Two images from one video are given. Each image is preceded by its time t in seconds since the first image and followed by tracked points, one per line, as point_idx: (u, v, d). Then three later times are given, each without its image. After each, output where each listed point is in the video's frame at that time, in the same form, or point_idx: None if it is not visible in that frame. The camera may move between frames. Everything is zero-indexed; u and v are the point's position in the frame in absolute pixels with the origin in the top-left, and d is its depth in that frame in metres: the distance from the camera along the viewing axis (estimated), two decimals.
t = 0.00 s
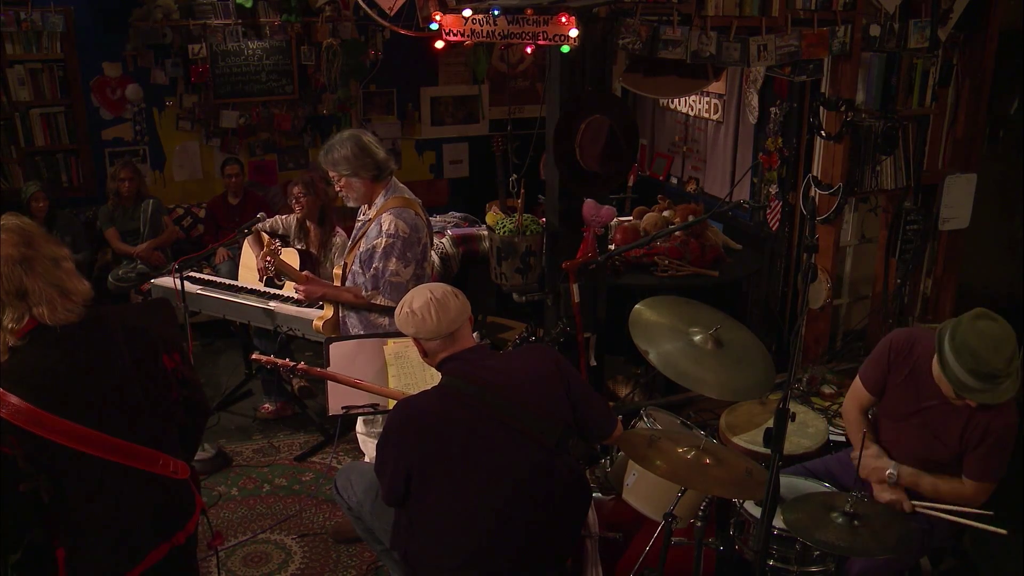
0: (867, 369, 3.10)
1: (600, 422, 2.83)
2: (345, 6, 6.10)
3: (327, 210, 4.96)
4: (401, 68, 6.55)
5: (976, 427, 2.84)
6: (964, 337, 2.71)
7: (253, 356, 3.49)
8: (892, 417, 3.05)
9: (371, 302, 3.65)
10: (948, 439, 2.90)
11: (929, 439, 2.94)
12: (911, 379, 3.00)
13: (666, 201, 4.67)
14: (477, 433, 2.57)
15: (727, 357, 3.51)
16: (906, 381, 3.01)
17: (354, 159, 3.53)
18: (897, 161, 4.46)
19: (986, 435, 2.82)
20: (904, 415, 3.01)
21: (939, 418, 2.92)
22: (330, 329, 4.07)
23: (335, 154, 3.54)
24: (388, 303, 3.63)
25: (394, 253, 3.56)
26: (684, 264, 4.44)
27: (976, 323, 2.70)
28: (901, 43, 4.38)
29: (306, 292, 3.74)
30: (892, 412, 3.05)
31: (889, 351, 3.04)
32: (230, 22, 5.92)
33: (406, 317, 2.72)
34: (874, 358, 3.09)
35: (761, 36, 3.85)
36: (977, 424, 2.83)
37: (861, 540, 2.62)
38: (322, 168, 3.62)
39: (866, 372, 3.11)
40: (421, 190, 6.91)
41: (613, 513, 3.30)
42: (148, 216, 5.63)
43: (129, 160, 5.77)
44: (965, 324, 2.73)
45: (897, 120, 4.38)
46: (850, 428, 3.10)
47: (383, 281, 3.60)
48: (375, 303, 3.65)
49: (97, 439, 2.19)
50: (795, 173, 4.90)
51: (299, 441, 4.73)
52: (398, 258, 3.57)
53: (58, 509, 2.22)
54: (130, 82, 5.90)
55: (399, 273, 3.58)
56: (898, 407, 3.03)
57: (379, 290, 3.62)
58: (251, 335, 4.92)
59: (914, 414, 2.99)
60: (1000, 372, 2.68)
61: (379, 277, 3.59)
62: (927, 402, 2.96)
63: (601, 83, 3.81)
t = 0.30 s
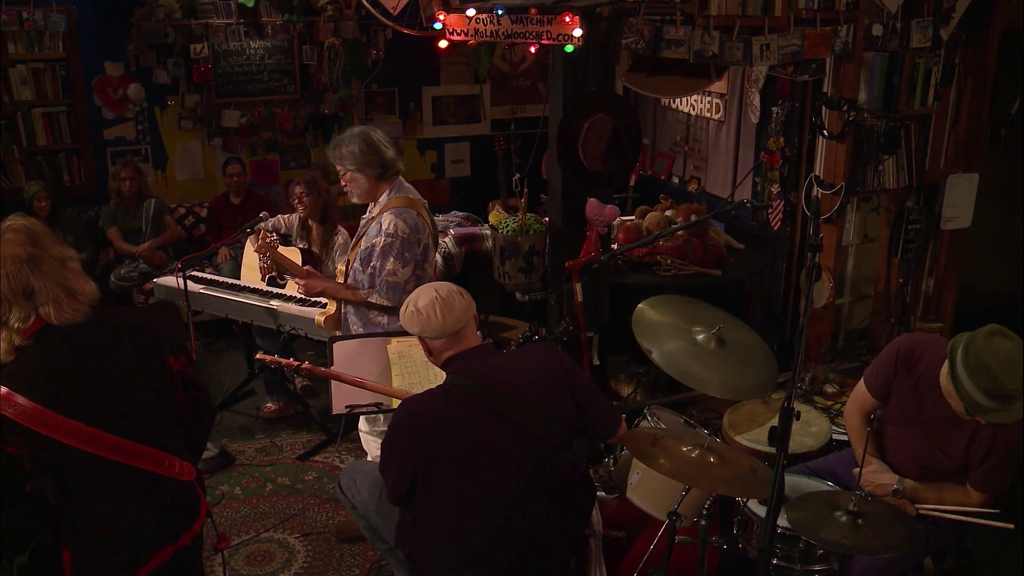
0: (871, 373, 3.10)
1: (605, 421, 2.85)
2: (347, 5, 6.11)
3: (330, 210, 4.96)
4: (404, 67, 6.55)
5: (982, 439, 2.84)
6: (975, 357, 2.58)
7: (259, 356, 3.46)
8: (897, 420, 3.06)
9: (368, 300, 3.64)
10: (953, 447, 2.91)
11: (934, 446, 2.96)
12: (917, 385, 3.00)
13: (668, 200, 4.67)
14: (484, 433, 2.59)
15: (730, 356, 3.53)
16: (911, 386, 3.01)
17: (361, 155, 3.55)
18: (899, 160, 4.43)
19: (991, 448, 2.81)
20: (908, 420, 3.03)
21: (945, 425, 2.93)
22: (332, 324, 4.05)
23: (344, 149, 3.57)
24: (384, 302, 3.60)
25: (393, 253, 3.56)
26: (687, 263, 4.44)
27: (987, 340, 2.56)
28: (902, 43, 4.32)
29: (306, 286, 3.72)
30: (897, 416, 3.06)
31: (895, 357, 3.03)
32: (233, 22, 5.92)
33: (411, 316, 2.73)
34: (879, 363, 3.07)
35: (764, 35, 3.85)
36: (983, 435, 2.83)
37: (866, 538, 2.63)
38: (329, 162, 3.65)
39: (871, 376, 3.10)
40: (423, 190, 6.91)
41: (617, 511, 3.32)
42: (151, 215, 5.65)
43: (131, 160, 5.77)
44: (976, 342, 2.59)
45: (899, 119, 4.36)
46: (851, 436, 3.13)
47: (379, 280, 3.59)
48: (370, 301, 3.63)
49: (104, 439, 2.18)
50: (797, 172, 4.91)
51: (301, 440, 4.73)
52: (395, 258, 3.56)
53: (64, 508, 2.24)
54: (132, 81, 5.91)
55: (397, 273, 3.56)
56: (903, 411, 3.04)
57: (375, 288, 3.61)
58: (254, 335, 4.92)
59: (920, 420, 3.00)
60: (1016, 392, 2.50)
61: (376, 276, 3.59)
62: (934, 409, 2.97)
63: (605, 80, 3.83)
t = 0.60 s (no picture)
0: (878, 373, 3.11)
1: (615, 420, 2.86)
2: (351, 5, 6.12)
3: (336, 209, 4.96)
4: (408, 67, 6.56)
5: (989, 441, 2.87)
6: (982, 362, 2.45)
7: (270, 355, 3.50)
8: (903, 422, 3.07)
9: (369, 298, 3.63)
10: (961, 449, 2.93)
11: (941, 447, 2.97)
12: (925, 386, 3.01)
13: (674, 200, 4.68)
14: (495, 430, 2.60)
15: (737, 354, 3.55)
16: (918, 387, 3.02)
17: (370, 153, 3.57)
18: (905, 161, 4.47)
19: (999, 450, 2.82)
20: (915, 422, 3.04)
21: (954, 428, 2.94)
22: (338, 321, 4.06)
23: (353, 147, 3.58)
24: (384, 301, 3.59)
25: (393, 252, 3.54)
26: (692, 262, 4.46)
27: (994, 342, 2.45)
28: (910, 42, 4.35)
29: (310, 280, 3.72)
30: (904, 417, 3.07)
31: (903, 357, 3.04)
32: (237, 21, 5.92)
33: (422, 314, 2.74)
34: (887, 364, 3.08)
35: (770, 35, 3.86)
36: (991, 437, 2.86)
37: (876, 535, 2.64)
38: (339, 158, 3.67)
39: (877, 377, 3.11)
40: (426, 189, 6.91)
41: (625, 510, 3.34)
42: (155, 215, 5.65)
43: (135, 159, 5.77)
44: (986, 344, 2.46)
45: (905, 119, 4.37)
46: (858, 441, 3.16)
47: (380, 278, 3.57)
48: (371, 299, 3.62)
49: (121, 437, 2.21)
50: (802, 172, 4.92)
51: (307, 438, 4.74)
52: (397, 257, 3.55)
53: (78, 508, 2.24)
54: (137, 80, 5.93)
55: (397, 272, 3.55)
56: (911, 413, 3.05)
57: (375, 287, 3.60)
58: (260, 334, 4.93)
59: (926, 421, 3.01)
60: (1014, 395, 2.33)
61: (377, 275, 3.58)
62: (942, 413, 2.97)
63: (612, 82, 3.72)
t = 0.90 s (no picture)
0: (886, 368, 3.15)
1: (626, 417, 2.88)
2: (356, 5, 6.14)
3: (342, 209, 4.96)
4: (412, 66, 6.56)
5: (996, 431, 2.87)
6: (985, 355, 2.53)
7: (281, 353, 3.51)
8: (912, 416, 3.09)
9: (375, 296, 3.63)
10: (968, 441, 2.93)
11: (949, 440, 2.98)
12: (931, 379, 3.03)
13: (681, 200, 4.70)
14: (507, 428, 2.62)
15: (746, 353, 3.57)
16: (925, 380, 3.05)
17: (381, 153, 3.59)
18: (910, 160, 4.47)
19: (1007, 438, 2.83)
20: (922, 415, 3.06)
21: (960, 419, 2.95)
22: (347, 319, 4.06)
23: (365, 146, 3.60)
24: (392, 299, 3.59)
25: (401, 251, 3.55)
26: (699, 261, 4.47)
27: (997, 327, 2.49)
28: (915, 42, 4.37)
29: (319, 277, 3.79)
30: (912, 411, 3.09)
31: (908, 351, 3.08)
32: (242, 21, 5.93)
33: (435, 312, 2.76)
34: (895, 358, 3.12)
35: (777, 35, 3.88)
36: (997, 427, 2.86)
37: (885, 532, 2.66)
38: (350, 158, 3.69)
39: (886, 372, 3.16)
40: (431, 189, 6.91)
41: (635, 507, 3.35)
42: (160, 214, 5.66)
43: (140, 159, 5.79)
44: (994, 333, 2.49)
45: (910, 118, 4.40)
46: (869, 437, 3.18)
47: (388, 277, 3.58)
48: (379, 297, 3.62)
49: (141, 433, 2.31)
50: (805, 171, 4.95)
51: (314, 437, 4.75)
52: (405, 255, 3.55)
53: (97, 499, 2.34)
54: (141, 80, 5.92)
55: (404, 271, 3.55)
56: (918, 406, 3.07)
57: (382, 284, 3.60)
58: (265, 333, 4.94)
59: (933, 414, 3.02)
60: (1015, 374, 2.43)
61: (384, 273, 3.58)
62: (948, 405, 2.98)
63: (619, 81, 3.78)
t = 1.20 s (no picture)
0: (892, 357, 3.15)
1: (637, 414, 2.89)
2: (360, 4, 6.16)
3: (348, 208, 4.96)
4: (416, 65, 6.56)
5: (1001, 409, 2.88)
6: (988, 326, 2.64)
7: (289, 351, 3.50)
8: (920, 403, 3.08)
9: (387, 295, 3.64)
10: (975, 422, 2.93)
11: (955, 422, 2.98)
12: (937, 363, 3.03)
13: (686, 199, 4.72)
14: (520, 425, 2.65)
15: (752, 350, 3.59)
16: (930, 367, 3.05)
17: (389, 153, 3.60)
18: (915, 159, 4.47)
19: (1012, 416, 2.86)
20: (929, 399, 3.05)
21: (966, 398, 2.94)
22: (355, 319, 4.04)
23: (374, 145, 3.61)
24: (404, 299, 3.61)
25: (413, 250, 3.57)
26: (705, 260, 4.48)
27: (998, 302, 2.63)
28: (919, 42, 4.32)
29: (330, 277, 3.76)
30: (920, 397, 3.08)
31: (913, 338, 3.09)
32: (246, 20, 5.96)
33: (448, 310, 2.77)
34: (900, 346, 3.13)
35: (783, 35, 3.83)
36: (1004, 404, 2.87)
37: (894, 528, 2.67)
38: (358, 159, 3.70)
39: (892, 361, 3.16)
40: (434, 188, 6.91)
41: (643, 505, 3.37)
42: (165, 213, 5.67)
43: (145, 158, 5.81)
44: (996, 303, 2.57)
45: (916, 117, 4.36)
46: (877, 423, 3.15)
47: (399, 276, 3.60)
48: (391, 296, 3.63)
49: (157, 428, 2.37)
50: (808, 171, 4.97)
51: (320, 436, 4.76)
52: (416, 254, 3.58)
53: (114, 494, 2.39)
54: (146, 78, 5.93)
55: (415, 270, 3.57)
56: (925, 391, 3.06)
57: (394, 284, 3.61)
58: (271, 331, 4.95)
59: (939, 399, 3.02)
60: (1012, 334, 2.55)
61: (396, 272, 3.60)
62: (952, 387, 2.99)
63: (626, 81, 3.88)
